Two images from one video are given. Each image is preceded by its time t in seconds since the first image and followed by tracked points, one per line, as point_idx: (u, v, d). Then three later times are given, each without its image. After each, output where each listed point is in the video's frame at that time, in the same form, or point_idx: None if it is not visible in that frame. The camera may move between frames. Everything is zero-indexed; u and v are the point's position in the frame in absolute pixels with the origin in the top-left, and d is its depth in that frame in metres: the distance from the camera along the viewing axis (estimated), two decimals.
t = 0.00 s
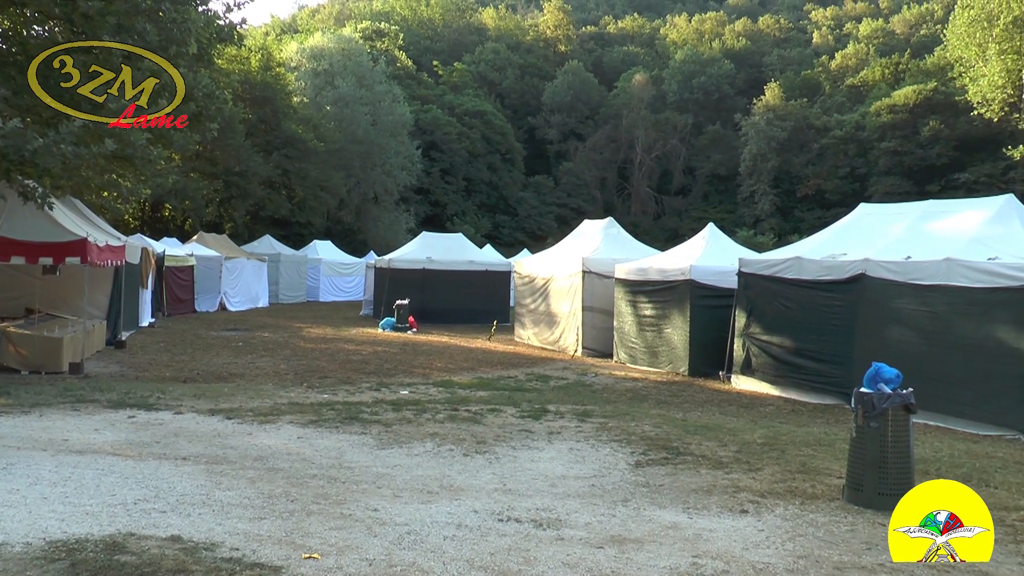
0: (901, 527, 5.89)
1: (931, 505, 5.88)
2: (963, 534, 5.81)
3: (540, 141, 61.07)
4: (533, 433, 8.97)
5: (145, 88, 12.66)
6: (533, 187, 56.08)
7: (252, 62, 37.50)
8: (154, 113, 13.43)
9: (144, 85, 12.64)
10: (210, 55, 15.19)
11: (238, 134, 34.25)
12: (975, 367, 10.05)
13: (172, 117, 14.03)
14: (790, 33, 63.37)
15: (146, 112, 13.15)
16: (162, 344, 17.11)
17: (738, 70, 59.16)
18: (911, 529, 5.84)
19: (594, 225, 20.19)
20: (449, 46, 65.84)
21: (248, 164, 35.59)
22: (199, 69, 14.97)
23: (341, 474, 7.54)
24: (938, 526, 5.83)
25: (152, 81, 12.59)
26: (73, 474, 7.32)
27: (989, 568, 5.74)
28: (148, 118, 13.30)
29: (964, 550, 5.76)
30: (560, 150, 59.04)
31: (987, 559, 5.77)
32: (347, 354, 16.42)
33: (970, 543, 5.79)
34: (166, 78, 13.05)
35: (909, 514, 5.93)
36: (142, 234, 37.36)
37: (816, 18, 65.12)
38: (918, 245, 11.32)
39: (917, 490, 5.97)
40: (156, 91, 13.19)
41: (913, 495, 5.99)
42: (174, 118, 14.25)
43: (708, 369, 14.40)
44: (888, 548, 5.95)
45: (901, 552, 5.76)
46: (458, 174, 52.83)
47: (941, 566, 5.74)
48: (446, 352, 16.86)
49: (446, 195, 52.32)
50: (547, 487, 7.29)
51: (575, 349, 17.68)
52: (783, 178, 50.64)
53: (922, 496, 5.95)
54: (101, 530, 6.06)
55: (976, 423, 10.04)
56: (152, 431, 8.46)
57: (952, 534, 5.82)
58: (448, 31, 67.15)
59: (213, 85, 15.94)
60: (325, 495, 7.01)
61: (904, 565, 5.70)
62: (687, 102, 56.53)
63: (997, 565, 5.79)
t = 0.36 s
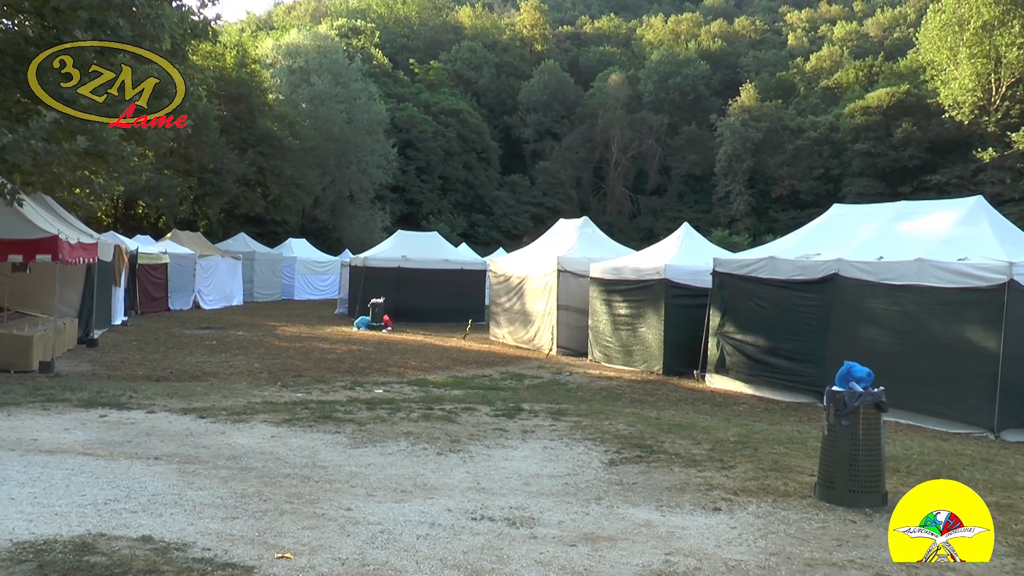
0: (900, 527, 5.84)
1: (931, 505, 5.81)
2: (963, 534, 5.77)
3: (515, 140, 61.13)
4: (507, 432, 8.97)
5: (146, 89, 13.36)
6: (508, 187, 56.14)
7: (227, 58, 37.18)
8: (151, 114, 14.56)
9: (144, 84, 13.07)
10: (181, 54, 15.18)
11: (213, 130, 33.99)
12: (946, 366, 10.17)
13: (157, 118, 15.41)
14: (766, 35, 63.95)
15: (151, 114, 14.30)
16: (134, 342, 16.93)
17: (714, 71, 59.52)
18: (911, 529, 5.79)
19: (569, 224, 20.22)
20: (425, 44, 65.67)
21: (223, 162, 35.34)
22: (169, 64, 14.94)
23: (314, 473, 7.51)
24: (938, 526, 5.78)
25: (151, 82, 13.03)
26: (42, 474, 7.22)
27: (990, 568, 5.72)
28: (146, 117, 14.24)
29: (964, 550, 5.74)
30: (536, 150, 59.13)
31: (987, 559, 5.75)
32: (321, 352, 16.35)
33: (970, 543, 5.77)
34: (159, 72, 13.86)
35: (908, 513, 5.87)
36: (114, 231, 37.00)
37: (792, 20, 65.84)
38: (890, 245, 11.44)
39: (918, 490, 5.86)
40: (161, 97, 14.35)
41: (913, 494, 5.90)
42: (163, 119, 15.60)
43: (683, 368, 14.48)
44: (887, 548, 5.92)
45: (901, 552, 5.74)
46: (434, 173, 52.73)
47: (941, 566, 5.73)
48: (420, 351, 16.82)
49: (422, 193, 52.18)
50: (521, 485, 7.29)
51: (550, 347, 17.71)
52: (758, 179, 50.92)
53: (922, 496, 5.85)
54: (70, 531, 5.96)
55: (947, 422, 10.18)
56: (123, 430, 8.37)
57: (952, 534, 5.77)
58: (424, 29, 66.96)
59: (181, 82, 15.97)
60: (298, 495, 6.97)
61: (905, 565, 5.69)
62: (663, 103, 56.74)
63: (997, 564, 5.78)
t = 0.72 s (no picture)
0: (900, 527, 5.82)
1: (931, 505, 5.79)
2: (963, 534, 5.75)
3: (486, 139, 61.13)
4: (477, 431, 8.96)
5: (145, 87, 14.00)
6: (479, 185, 56.11)
7: (197, 54, 36.71)
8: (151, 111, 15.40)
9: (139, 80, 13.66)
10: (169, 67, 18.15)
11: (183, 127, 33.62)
12: (912, 364, 10.30)
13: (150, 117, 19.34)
14: (736, 36, 64.52)
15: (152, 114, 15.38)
16: (102, 341, 16.71)
17: (685, 71, 59.86)
18: (911, 529, 5.77)
19: (539, 223, 20.26)
20: (397, 42, 65.43)
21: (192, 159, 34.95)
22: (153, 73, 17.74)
23: (283, 473, 7.46)
24: (938, 525, 5.76)
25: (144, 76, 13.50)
26: (5, 475, 7.08)
27: (990, 568, 5.71)
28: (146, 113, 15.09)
29: (964, 551, 5.73)
30: (506, 149, 59.15)
31: (987, 559, 5.74)
32: (291, 351, 16.24)
33: (969, 543, 5.75)
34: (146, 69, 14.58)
35: (908, 513, 5.85)
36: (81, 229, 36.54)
37: (762, 21, 66.44)
38: (858, 245, 11.57)
39: (918, 490, 5.82)
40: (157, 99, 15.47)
41: (912, 493, 5.87)
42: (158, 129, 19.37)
43: (653, 366, 14.55)
44: (888, 548, 5.91)
45: (902, 552, 5.73)
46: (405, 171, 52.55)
47: (940, 565, 5.73)
48: (391, 350, 16.76)
49: (392, 192, 52.01)
50: (490, 484, 7.29)
51: (520, 346, 17.73)
52: (729, 178, 51.33)
53: (921, 495, 5.82)
54: (34, 534, 5.83)
55: (914, 419, 10.31)
56: (90, 431, 8.26)
57: (953, 534, 5.75)
58: (395, 26, 66.65)
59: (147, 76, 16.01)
60: (267, 495, 6.91)
61: (904, 566, 5.68)
62: (634, 102, 56.94)
63: (995, 564, 5.77)
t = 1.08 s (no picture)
0: (900, 527, 5.78)
1: (931, 505, 5.75)
2: (963, 534, 5.72)
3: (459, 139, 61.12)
4: (449, 432, 8.97)
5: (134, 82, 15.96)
6: (452, 185, 56.11)
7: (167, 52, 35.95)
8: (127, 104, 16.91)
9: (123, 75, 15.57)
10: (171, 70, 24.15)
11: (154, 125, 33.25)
12: (883, 362, 10.41)
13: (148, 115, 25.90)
14: (708, 37, 65.00)
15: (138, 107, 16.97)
16: (71, 343, 16.51)
17: (658, 72, 60.18)
18: (912, 529, 5.73)
19: (512, 223, 20.25)
20: (369, 41, 65.17)
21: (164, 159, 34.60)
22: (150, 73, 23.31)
23: (256, 475, 7.40)
24: (938, 525, 5.73)
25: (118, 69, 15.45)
26: None
27: (989, 568, 5.68)
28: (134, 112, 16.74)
29: (964, 550, 5.71)
30: (479, 149, 59.17)
31: (987, 559, 5.71)
32: (264, 352, 16.14)
33: (969, 543, 5.73)
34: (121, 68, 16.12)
35: (908, 513, 5.82)
36: (50, 229, 36.12)
37: (734, 22, 66.95)
38: (829, 245, 11.68)
39: (918, 490, 5.78)
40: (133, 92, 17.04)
41: (912, 493, 5.82)
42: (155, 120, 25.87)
43: (626, 366, 14.62)
44: (887, 548, 5.87)
45: (902, 552, 5.70)
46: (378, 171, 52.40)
47: (941, 566, 5.71)
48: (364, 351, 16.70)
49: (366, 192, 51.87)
50: (463, 485, 7.28)
51: (494, 346, 17.75)
52: (701, 179, 51.69)
53: (921, 495, 5.78)
54: None
55: (884, 416, 10.43)
56: (58, 435, 8.15)
57: (953, 534, 5.73)
58: (368, 26, 66.37)
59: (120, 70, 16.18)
60: (239, 497, 6.83)
61: (905, 566, 5.66)
62: (607, 103, 57.11)
63: (996, 563, 5.75)
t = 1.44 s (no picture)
0: (900, 527, 5.80)
1: (931, 505, 5.75)
2: (964, 534, 5.70)
3: (434, 139, 61.05)
4: (424, 433, 8.97)
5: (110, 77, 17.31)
6: (427, 186, 56.08)
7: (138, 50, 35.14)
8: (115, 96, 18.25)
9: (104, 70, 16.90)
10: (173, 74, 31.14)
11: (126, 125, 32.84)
12: (855, 361, 10.51)
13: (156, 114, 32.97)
14: (681, 38, 65.35)
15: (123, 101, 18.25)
16: (40, 346, 16.31)
17: (631, 73, 60.41)
18: (911, 529, 5.74)
19: (486, 223, 20.26)
20: (343, 41, 64.90)
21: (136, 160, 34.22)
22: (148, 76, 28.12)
23: (229, 478, 7.33)
24: (938, 525, 5.73)
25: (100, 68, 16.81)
26: None
27: (991, 569, 5.65)
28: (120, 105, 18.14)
29: (965, 551, 5.69)
30: (454, 149, 59.14)
31: (988, 560, 5.68)
32: (238, 354, 16.04)
33: (969, 543, 5.70)
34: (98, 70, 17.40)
35: (907, 513, 5.83)
36: (20, 229, 35.65)
37: (707, 24, 67.34)
38: (802, 245, 11.76)
39: (918, 490, 5.77)
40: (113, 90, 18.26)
41: (913, 492, 5.82)
42: (164, 118, 33.26)
43: (601, 366, 14.67)
44: (888, 548, 5.89)
45: (901, 552, 5.71)
46: (352, 171, 52.25)
47: (939, 566, 5.70)
48: (338, 352, 16.63)
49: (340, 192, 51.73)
50: (438, 486, 7.27)
51: (468, 347, 17.75)
52: (675, 179, 51.95)
53: (922, 495, 5.77)
54: None
55: (856, 414, 10.53)
56: (27, 439, 8.03)
57: (953, 534, 5.71)
58: (341, 26, 65.96)
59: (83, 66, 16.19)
60: (212, 500, 6.76)
61: (903, 566, 5.67)
62: (580, 104, 57.28)
63: (996, 564, 5.72)
